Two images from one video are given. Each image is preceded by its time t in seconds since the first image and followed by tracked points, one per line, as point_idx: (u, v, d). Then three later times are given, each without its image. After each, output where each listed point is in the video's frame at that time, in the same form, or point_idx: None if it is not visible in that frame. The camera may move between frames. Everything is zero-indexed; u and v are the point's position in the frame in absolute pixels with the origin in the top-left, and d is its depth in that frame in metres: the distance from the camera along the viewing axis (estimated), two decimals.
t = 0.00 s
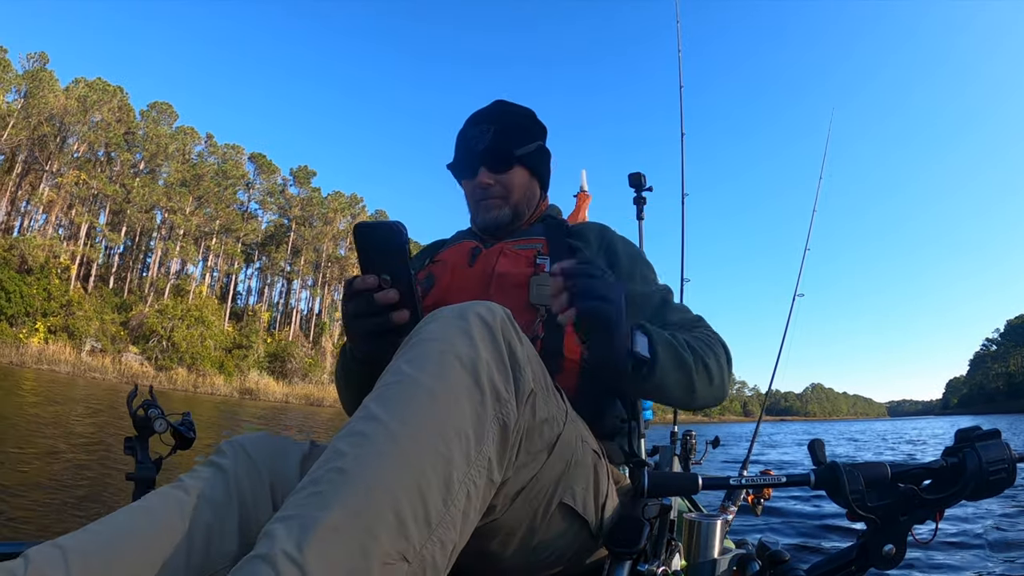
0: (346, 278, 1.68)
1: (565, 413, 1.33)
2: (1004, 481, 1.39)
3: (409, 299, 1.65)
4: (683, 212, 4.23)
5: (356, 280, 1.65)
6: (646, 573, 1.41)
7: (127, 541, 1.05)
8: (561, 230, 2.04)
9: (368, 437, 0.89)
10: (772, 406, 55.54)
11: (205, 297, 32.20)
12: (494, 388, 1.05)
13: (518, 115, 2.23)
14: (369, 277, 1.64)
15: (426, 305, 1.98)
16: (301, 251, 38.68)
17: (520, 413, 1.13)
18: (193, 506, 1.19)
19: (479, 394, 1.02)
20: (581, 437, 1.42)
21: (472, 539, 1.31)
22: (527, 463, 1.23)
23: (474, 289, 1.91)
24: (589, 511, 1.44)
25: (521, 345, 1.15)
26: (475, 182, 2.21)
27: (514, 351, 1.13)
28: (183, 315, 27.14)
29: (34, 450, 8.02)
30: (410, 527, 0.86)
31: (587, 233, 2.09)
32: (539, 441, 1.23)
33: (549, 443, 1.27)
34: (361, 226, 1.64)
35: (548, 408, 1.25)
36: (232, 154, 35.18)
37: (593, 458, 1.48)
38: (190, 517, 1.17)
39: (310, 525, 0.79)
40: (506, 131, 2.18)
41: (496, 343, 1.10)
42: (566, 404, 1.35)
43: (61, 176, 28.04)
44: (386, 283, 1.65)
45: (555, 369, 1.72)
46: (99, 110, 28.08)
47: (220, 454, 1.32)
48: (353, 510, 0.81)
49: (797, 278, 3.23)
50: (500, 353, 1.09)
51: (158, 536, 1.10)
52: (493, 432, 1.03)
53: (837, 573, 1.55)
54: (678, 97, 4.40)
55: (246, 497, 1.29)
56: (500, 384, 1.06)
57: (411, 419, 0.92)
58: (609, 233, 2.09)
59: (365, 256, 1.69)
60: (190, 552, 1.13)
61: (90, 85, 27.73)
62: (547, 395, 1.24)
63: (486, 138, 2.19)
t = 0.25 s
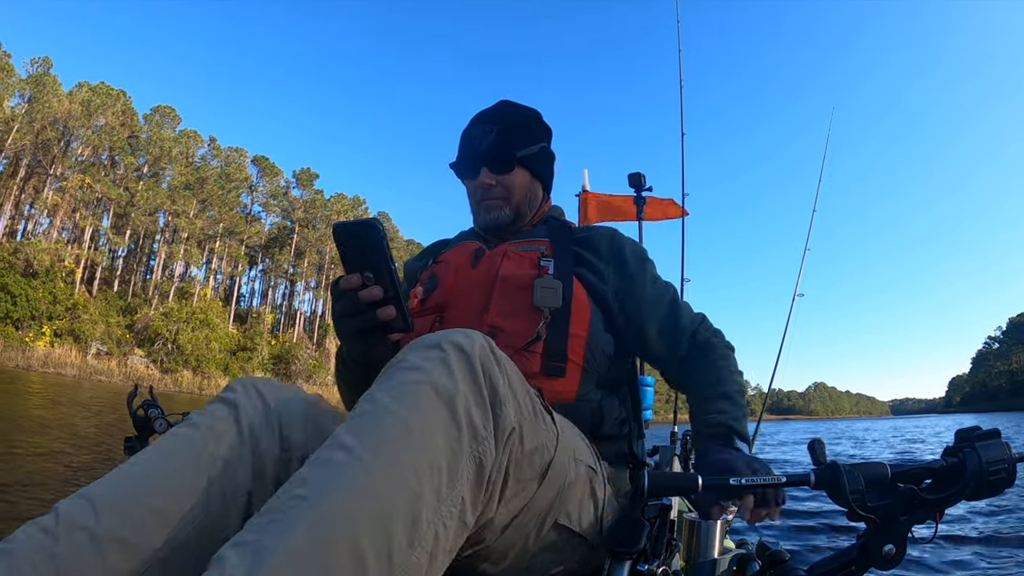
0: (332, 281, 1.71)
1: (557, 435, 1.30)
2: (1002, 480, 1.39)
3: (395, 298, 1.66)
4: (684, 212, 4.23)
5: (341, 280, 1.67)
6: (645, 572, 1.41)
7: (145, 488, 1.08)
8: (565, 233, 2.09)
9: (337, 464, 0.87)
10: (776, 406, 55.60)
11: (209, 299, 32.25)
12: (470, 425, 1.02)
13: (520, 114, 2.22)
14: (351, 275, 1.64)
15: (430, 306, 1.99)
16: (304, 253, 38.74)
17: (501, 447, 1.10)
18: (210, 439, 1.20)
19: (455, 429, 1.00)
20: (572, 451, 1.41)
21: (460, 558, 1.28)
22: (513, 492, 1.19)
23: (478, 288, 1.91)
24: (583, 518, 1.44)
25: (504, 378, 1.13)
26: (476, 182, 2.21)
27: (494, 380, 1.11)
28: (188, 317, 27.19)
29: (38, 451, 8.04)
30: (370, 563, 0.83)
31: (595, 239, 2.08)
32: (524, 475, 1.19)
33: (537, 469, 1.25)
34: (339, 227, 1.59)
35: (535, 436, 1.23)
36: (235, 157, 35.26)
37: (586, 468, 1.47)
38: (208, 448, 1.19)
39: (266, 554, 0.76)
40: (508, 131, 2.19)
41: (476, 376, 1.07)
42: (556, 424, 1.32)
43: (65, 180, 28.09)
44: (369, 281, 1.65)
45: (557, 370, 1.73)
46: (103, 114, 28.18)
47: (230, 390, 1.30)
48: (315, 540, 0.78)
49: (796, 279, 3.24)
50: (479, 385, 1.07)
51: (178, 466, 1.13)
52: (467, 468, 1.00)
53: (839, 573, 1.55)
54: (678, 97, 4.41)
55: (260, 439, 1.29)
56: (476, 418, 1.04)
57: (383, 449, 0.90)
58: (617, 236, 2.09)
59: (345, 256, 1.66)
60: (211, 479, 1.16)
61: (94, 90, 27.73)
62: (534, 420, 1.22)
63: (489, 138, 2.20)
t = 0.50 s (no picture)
0: (333, 282, 1.70)
1: (546, 467, 1.28)
2: (1002, 481, 1.39)
3: (397, 299, 1.65)
4: (684, 213, 4.24)
5: (342, 283, 1.67)
6: (646, 573, 1.41)
7: (175, 453, 1.09)
8: (569, 235, 2.10)
9: (306, 510, 0.83)
10: (777, 405, 55.82)
11: (213, 302, 32.39)
12: (448, 476, 0.98)
13: (524, 114, 2.23)
14: (355, 278, 1.64)
15: (432, 306, 1.98)
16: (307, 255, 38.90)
17: (481, 504, 1.05)
18: (227, 401, 1.20)
19: (432, 481, 0.95)
20: (566, 470, 1.40)
21: None
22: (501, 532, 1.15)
23: (482, 290, 1.91)
24: (578, 538, 1.41)
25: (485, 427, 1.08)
26: (480, 181, 2.21)
27: (474, 429, 1.06)
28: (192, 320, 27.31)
29: (43, 453, 8.05)
30: None
31: (600, 242, 2.09)
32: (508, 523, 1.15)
33: (524, 512, 1.21)
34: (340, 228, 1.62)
35: (520, 483, 1.19)
36: (238, 160, 35.44)
37: (583, 488, 1.45)
38: (226, 405, 1.20)
39: None
40: (511, 130, 2.19)
41: (455, 428, 1.03)
42: (547, 458, 1.29)
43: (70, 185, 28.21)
44: (371, 283, 1.65)
45: (562, 374, 1.72)
46: (106, 117, 28.24)
47: (248, 348, 1.35)
48: (278, 573, 0.75)
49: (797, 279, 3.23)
50: (457, 434, 1.03)
51: (192, 437, 1.13)
52: (442, 525, 0.95)
53: (838, 572, 1.55)
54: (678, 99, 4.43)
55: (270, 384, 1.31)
56: (454, 468, 0.99)
57: (354, 498, 0.86)
58: (621, 242, 2.09)
59: (348, 255, 1.65)
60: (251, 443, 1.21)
61: (98, 92, 28.03)
62: (519, 464, 1.19)
63: (493, 136, 2.20)
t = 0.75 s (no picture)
0: (335, 281, 1.71)
1: (533, 495, 1.28)
2: (1002, 480, 1.39)
3: (400, 298, 1.66)
4: (684, 213, 4.25)
5: (345, 282, 1.68)
6: (645, 573, 1.40)
7: (201, 432, 1.19)
8: (570, 236, 2.11)
9: (278, 545, 0.82)
10: (780, 405, 55.92)
11: (217, 303, 32.46)
12: (422, 519, 0.98)
13: (526, 115, 2.23)
14: (358, 277, 1.65)
15: (432, 306, 1.99)
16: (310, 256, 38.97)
17: (456, 546, 1.05)
18: (240, 384, 1.31)
19: (408, 527, 0.95)
20: (556, 489, 1.39)
21: None
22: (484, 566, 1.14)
23: (483, 290, 1.91)
24: (569, 553, 1.39)
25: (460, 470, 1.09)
26: (482, 180, 2.22)
27: (448, 472, 1.07)
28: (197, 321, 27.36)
29: (48, 455, 8.06)
30: None
31: (601, 242, 2.09)
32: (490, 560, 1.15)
33: (512, 544, 1.22)
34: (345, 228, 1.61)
35: (503, 518, 1.19)
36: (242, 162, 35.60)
37: (576, 505, 1.43)
38: (243, 382, 1.31)
39: None
40: (514, 130, 2.19)
41: (429, 473, 1.03)
42: (533, 485, 1.30)
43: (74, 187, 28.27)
44: (374, 282, 1.66)
45: (562, 375, 1.72)
46: (112, 119, 28.32)
47: (260, 331, 1.47)
48: None
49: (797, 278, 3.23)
50: (430, 477, 1.03)
51: (208, 420, 1.21)
52: (415, 569, 0.94)
53: (837, 572, 1.54)
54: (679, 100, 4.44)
55: (280, 359, 1.44)
56: (428, 513, 1.00)
57: (328, 538, 0.86)
58: (623, 242, 2.09)
59: (348, 252, 1.66)
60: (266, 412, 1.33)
61: (103, 95, 27.99)
62: (502, 497, 1.19)
63: (495, 135, 2.20)
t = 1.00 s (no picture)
0: (337, 278, 1.71)
1: (527, 518, 1.28)
2: (1002, 481, 1.39)
3: (400, 295, 1.66)
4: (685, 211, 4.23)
5: (346, 277, 1.68)
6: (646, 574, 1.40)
7: (217, 421, 1.21)
8: (574, 236, 2.10)
9: None
10: (781, 406, 55.93)
11: (221, 302, 32.42)
12: (409, 561, 0.98)
13: (530, 115, 2.23)
14: (358, 273, 1.65)
15: (434, 305, 1.98)
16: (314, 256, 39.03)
17: None
18: (250, 373, 1.32)
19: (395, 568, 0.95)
20: (553, 506, 1.39)
21: None
22: None
23: (485, 289, 1.91)
24: (566, 564, 1.40)
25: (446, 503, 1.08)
26: (485, 181, 2.22)
27: (435, 506, 1.07)
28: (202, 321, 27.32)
29: (52, 453, 8.07)
30: None
31: (603, 242, 2.09)
32: None
33: (508, 565, 1.23)
34: (347, 222, 1.62)
35: (496, 545, 1.20)
36: (246, 162, 35.73)
37: (575, 518, 1.44)
38: (256, 368, 1.33)
39: None
40: (516, 130, 2.19)
41: (415, 511, 1.03)
42: (528, 507, 1.30)
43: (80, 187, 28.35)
44: (375, 278, 1.66)
45: (562, 376, 1.72)
46: (116, 120, 28.47)
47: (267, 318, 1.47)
48: None
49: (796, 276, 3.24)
50: (416, 514, 1.03)
51: (222, 412, 1.23)
52: None
53: (838, 572, 1.54)
54: (680, 101, 4.46)
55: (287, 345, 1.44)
56: (416, 551, 0.99)
57: None
58: (625, 243, 2.09)
59: (349, 248, 1.66)
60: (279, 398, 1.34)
61: (108, 96, 28.17)
62: (495, 525, 1.20)
63: (498, 135, 2.20)
